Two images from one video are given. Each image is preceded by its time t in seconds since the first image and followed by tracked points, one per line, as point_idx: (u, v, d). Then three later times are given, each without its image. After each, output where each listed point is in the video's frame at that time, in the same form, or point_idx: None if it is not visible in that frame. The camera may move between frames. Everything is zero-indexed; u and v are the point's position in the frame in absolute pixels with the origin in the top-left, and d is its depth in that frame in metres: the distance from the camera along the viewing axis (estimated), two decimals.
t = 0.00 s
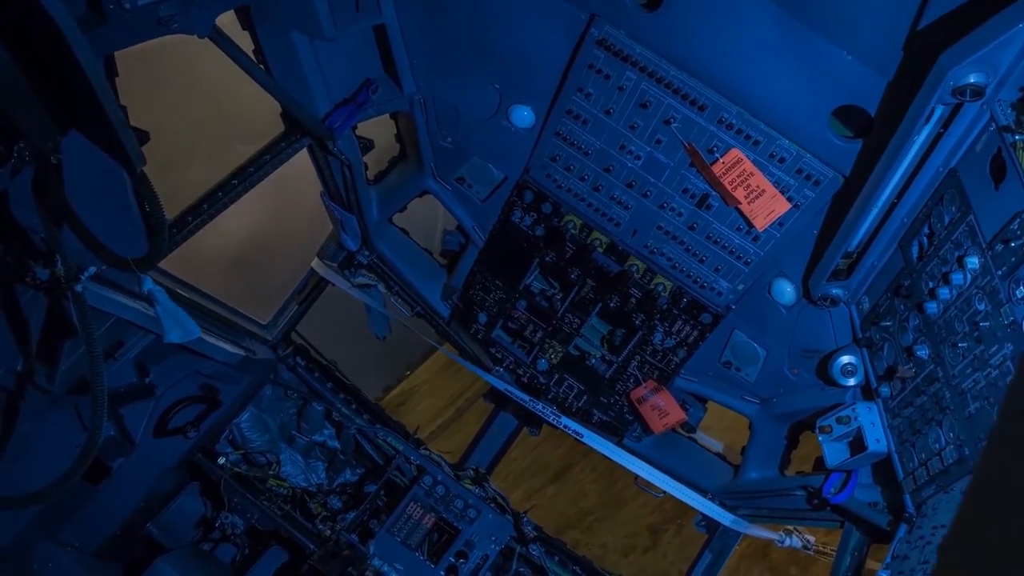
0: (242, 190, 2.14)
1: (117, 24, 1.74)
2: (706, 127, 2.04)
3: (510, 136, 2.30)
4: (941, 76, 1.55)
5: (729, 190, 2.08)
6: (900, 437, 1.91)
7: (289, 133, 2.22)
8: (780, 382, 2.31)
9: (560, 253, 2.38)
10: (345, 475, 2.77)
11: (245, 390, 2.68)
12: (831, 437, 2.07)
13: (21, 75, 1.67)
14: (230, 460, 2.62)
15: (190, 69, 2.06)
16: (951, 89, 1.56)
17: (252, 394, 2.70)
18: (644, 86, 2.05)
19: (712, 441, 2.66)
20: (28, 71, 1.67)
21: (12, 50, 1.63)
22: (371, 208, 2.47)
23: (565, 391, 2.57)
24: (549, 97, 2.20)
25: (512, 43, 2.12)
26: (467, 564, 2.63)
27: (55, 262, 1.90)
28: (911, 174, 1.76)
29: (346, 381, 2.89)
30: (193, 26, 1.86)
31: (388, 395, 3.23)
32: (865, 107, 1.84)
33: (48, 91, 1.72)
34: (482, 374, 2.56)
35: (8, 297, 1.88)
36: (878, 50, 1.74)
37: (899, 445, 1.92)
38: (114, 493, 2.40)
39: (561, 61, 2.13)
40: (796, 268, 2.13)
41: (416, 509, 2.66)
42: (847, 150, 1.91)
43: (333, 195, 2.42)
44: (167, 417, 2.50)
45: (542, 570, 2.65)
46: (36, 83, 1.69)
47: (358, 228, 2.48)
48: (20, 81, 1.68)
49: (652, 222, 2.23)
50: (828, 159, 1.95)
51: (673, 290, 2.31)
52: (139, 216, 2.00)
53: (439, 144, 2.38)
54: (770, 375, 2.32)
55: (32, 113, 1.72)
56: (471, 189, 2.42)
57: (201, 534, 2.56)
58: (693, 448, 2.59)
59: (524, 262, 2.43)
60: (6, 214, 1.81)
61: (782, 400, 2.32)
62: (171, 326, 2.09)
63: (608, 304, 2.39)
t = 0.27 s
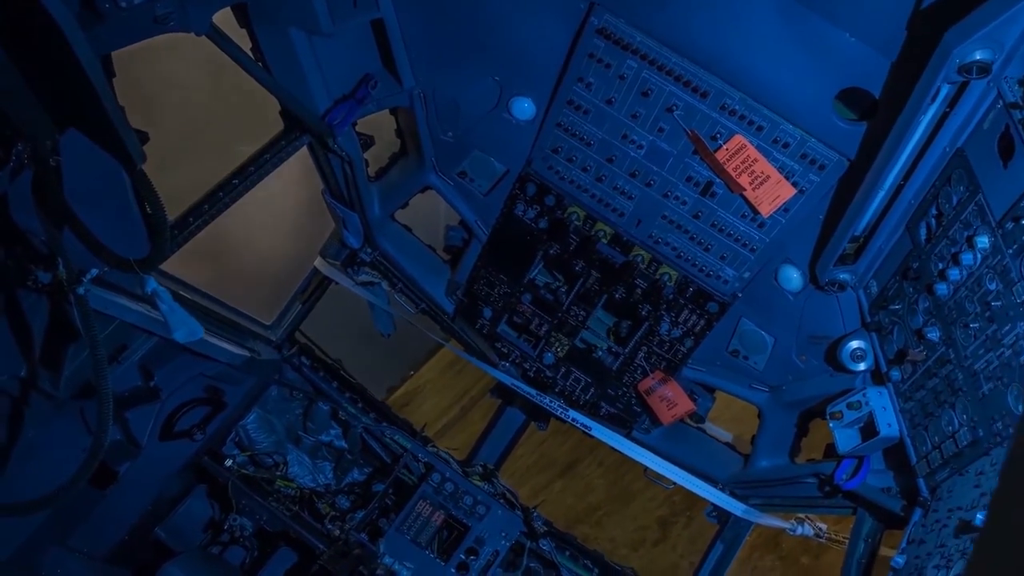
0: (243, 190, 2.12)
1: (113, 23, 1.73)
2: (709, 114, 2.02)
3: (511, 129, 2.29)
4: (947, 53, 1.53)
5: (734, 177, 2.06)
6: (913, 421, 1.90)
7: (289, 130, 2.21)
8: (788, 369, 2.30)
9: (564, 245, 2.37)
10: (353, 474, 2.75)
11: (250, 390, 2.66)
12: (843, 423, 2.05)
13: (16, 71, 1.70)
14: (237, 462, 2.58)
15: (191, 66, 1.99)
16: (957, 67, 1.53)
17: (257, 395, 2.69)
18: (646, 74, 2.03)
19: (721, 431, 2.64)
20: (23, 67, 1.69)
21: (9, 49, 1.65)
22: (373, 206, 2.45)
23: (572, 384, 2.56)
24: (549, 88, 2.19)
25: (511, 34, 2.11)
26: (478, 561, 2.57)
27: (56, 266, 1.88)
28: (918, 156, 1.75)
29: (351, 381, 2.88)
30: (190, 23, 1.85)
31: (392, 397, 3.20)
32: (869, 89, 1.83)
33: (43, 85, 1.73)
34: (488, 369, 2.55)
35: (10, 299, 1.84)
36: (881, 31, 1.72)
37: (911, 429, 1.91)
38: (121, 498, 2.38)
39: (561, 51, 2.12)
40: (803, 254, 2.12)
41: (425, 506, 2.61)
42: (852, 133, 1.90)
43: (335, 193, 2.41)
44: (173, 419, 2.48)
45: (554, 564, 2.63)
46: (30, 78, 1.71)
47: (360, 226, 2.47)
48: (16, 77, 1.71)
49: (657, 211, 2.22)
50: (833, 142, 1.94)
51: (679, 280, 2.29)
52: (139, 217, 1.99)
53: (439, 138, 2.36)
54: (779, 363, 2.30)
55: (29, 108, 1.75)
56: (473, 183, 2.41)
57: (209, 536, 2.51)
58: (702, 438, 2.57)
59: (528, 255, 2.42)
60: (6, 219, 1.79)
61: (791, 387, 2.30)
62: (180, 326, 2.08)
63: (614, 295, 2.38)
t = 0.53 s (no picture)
0: (244, 189, 2.11)
1: (108, 22, 1.71)
2: (712, 98, 2.00)
3: (512, 120, 2.27)
4: (953, 26, 1.52)
5: (738, 161, 2.04)
6: (926, 400, 1.88)
7: (288, 127, 2.19)
8: (798, 353, 2.28)
9: (569, 236, 2.35)
10: (362, 474, 2.69)
11: (257, 391, 2.65)
12: (855, 406, 2.03)
13: (15, 71, 1.72)
14: (246, 464, 2.55)
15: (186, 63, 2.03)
16: (964, 41, 1.52)
17: (263, 396, 2.66)
18: (647, 60, 2.01)
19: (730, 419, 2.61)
20: (22, 68, 1.71)
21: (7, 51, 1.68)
22: (375, 202, 2.43)
23: (580, 376, 2.54)
24: (549, 77, 2.17)
25: (509, 24, 2.09)
26: (490, 557, 2.53)
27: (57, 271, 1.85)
28: (924, 133, 1.73)
29: (357, 379, 2.85)
30: (186, 21, 1.83)
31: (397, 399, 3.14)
32: (872, 67, 1.81)
33: (41, 85, 1.75)
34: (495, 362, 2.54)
35: (12, 304, 1.82)
36: (883, 8, 1.70)
37: (924, 409, 1.89)
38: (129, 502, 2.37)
39: (560, 39, 2.10)
40: (810, 236, 2.10)
41: (435, 503, 2.57)
42: (857, 112, 1.88)
43: (336, 189, 2.40)
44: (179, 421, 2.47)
45: (564, 556, 2.62)
46: (28, 78, 1.73)
47: (362, 222, 2.45)
48: (15, 78, 1.73)
49: (661, 198, 2.20)
50: (837, 123, 1.92)
51: (685, 267, 2.28)
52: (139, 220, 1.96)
53: (440, 132, 2.35)
54: (788, 348, 2.29)
55: (27, 107, 1.77)
56: (475, 176, 2.39)
57: (219, 540, 2.47)
58: (712, 425, 2.56)
59: (532, 247, 2.41)
60: (5, 223, 1.78)
61: (802, 372, 2.29)
62: (184, 327, 2.03)
63: (621, 285, 2.36)
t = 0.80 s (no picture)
0: (245, 189, 2.10)
1: (103, 23, 1.71)
2: (714, 85, 1.99)
3: (512, 112, 2.26)
4: (958, 4, 1.50)
5: (741, 147, 2.03)
6: (937, 383, 1.87)
7: (288, 125, 2.18)
8: (806, 340, 2.27)
9: (572, 227, 2.34)
10: (370, 473, 2.66)
11: (263, 392, 2.62)
12: (865, 391, 2.03)
13: (13, 71, 1.68)
14: (252, 465, 2.51)
15: (185, 64, 2.14)
16: (969, 18, 1.50)
17: (269, 397, 2.63)
18: (648, 48, 2.00)
19: (736, 408, 2.60)
20: (22, 67, 1.68)
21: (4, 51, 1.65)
22: (377, 198, 2.42)
23: (587, 368, 2.53)
24: (549, 68, 2.16)
25: (507, 15, 2.08)
26: (501, 553, 2.52)
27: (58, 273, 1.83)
28: (930, 113, 1.72)
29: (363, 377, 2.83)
30: (182, 19, 1.82)
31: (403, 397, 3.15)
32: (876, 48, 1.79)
33: (40, 85, 1.72)
34: (501, 357, 2.53)
35: (14, 312, 1.81)
36: None
37: (936, 392, 1.88)
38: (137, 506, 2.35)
39: (559, 29, 2.09)
40: (816, 222, 2.08)
41: (445, 500, 2.55)
42: (860, 95, 1.87)
43: (337, 186, 2.39)
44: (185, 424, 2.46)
45: (575, 550, 2.59)
46: (27, 77, 1.70)
47: (365, 219, 2.44)
48: (12, 78, 1.68)
49: (665, 187, 2.19)
50: (841, 106, 1.91)
51: (690, 256, 2.26)
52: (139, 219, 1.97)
53: (440, 126, 2.34)
54: (795, 335, 2.28)
55: (28, 110, 1.71)
56: (477, 170, 2.38)
57: (228, 542, 2.44)
58: (720, 414, 2.55)
59: (536, 240, 2.40)
60: (5, 227, 1.78)
61: (810, 359, 2.27)
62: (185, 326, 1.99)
63: (626, 275, 2.35)
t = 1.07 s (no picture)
0: (245, 187, 2.08)
1: (99, 22, 1.68)
2: (715, 71, 1.97)
3: (512, 104, 2.24)
4: None
5: (745, 133, 2.01)
6: (948, 365, 1.86)
7: (287, 123, 2.17)
8: (813, 327, 2.25)
9: (575, 219, 2.33)
10: (377, 472, 2.65)
11: (267, 393, 2.60)
12: (876, 375, 2.01)
13: (12, 71, 1.68)
14: (260, 466, 2.49)
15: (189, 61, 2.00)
16: None
17: (274, 397, 2.61)
18: (648, 35, 1.98)
19: (746, 397, 2.56)
20: (21, 67, 1.67)
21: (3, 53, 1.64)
22: (378, 194, 2.41)
23: (593, 361, 2.52)
24: (549, 58, 2.15)
25: (506, 7, 2.06)
26: (512, 548, 2.48)
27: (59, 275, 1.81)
28: (935, 93, 1.70)
29: (368, 375, 2.80)
30: (179, 16, 1.81)
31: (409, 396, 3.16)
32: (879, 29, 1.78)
33: (39, 84, 1.72)
34: (507, 352, 2.51)
35: (17, 316, 1.79)
36: None
37: (947, 374, 1.87)
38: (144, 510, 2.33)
39: (558, 19, 2.07)
40: (820, 207, 2.08)
41: (454, 497, 2.51)
42: (864, 77, 1.85)
43: (337, 183, 2.37)
44: (190, 427, 2.43)
45: (585, 544, 2.57)
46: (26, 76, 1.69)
47: (366, 216, 2.43)
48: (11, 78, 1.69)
49: (668, 176, 2.18)
50: (844, 89, 1.89)
51: (695, 245, 2.25)
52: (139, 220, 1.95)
53: (441, 120, 2.32)
54: (802, 322, 2.26)
55: (28, 110, 1.73)
56: (478, 164, 2.37)
57: (236, 544, 2.40)
58: (728, 404, 2.53)
59: (539, 233, 2.38)
60: (5, 231, 1.77)
61: (818, 346, 2.26)
62: (190, 327, 1.98)
63: (630, 266, 2.34)
